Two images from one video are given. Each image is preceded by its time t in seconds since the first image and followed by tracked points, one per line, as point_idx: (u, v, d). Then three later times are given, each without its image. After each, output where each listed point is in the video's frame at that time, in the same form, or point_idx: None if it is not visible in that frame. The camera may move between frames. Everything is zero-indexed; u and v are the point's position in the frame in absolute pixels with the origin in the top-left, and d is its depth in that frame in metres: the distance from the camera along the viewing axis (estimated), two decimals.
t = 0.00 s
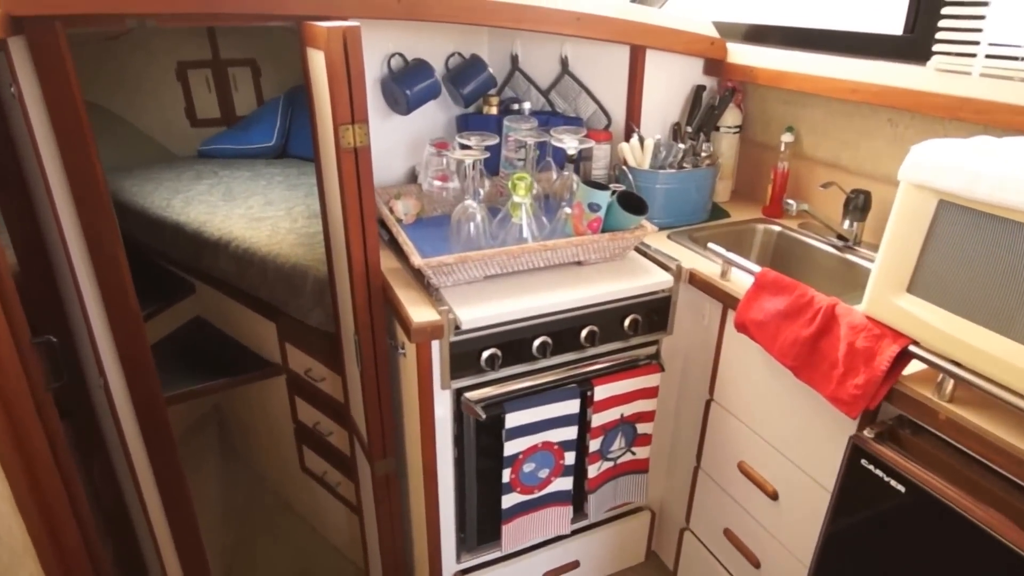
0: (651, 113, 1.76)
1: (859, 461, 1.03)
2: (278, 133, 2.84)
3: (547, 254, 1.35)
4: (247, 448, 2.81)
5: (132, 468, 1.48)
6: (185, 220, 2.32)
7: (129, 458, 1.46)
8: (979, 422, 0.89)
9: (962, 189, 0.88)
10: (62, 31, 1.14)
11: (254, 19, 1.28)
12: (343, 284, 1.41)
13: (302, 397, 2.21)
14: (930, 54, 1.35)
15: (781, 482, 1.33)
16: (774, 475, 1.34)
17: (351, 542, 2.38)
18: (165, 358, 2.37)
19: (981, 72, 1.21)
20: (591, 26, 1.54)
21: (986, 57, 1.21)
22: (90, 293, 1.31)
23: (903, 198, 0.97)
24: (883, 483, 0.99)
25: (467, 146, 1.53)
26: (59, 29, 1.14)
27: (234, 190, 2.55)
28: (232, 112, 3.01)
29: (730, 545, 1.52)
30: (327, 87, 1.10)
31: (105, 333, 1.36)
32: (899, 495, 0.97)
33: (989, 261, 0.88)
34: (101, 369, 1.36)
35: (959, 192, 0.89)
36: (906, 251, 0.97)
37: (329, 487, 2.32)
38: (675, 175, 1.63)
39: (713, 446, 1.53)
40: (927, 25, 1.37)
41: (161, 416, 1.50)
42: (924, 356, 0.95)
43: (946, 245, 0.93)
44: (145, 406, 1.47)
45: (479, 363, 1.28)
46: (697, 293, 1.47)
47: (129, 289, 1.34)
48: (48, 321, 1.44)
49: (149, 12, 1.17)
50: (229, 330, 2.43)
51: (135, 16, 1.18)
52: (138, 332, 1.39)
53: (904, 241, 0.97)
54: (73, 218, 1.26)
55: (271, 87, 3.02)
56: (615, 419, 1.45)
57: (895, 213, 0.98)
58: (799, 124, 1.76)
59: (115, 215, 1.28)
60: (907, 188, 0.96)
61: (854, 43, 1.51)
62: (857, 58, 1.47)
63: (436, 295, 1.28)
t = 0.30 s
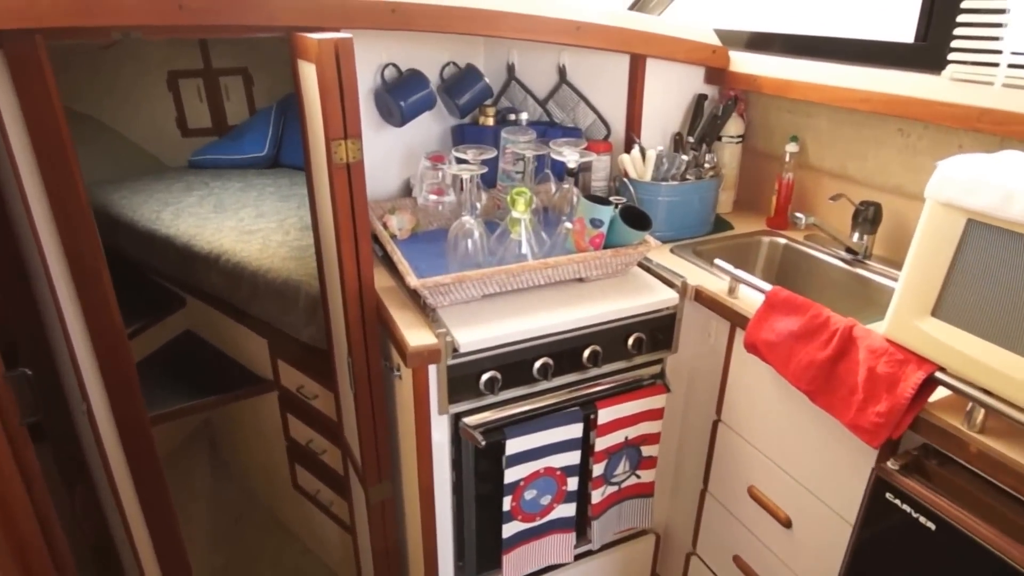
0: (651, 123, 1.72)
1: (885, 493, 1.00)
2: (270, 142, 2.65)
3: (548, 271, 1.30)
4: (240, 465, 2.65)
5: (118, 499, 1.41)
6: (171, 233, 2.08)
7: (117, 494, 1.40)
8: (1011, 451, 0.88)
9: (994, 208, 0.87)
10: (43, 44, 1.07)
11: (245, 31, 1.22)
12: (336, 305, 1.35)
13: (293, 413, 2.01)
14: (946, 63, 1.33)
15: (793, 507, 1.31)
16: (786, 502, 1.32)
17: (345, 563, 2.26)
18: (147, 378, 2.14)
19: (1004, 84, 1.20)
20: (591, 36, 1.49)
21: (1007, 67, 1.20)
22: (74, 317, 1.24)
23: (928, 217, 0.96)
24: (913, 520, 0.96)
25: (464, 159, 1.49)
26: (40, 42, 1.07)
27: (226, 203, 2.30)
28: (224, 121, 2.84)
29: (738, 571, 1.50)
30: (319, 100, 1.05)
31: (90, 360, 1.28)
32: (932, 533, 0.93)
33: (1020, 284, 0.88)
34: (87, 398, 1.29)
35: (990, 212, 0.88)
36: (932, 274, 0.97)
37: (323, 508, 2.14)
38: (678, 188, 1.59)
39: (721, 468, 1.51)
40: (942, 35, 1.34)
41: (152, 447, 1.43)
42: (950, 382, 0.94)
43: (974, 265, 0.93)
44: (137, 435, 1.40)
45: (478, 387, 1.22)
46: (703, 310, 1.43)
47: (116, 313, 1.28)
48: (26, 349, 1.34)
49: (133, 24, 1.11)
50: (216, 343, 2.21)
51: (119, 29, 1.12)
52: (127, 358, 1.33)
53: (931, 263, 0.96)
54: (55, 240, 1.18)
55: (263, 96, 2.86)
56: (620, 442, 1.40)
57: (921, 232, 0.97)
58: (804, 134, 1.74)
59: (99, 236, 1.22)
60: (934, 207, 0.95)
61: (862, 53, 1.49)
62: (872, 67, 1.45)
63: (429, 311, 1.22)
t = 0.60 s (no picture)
0: (650, 132, 1.67)
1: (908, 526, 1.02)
2: (260, 151, 2.50)
3: (547, 289, 1.25)
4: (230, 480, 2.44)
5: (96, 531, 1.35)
6: (159, 247, 1.98)
7: (95, 525, 1.35)
8: None
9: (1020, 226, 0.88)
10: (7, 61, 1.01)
11: (226, 44, 1.16)
12: (326, 327, 1.29)
13: (285, 430, 1.91)
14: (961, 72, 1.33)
15: (806, 533, 1.33)
16: (798, 526, 1.34)
17: None
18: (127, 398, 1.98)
19: None
20: (589, 45, 1.45)
21: None
22: (44, 344, 1.18)
23: (953, 237, 0.97)
24: (937, 554, 0.97)
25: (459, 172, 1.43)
26: (4, 58, 1.01)
27: (215, 213, 2.18)
28: (214, 130, 2.72)
29: None
30: (304, 114, 0.99)
31: (65, 390, 1.23)
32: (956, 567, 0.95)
33: None
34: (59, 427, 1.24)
35: (1016, 230, 0.89)
36: (955, 297, 0.98)
37: (318, 528, 1.99)
38: (680, 199, 1.54)
39: (726, 489, 1.51)
40: (954, 44, 1.34)
41: (133, 476, 1.37)
42: (974, 410, 0.96)
43: (1000, 285, 0.94)
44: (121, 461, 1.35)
45: (474, 412, 1.17)
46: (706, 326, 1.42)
47: (88, 335, 1.21)
48: None
49: (106, 40, 1.05)
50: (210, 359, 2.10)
51: (89, 43, 1.06)
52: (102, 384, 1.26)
53: (955, 286, 0.98)
54: (22, 263, 1.12)
55: (256, 105, 2.73)
56: (623, 465, 1.35)
57: (945, 251, 0.98)
58: (808, 143, 1.71)
59: (71, 258, 1.15)
60: (958, 226, 0.96)
61: (873, 59, 1.48)
62: (883, 76, 1.44)
63: (421, 331, 1.17)
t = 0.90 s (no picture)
0: (648, 141, 1.64)
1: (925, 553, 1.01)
2: (249, 160, 2.44)
3: (545, 306, 1.21)
4: (217, 501, 2.30)
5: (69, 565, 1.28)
6: (141, 262, 1.91)
7: (69, 562, 1.28)
8: None
9: None
10: None
11: (203, 50, 1.10)
12: (313, 349, 1.24)
13: (275, 450, 1.86)
14: (965, 80, 1.30)
15: (813, 554, 1.30)
16: (804, 547, 1.31)
17: None
18: (103, 419, 1.88)
19: None
20: (586, 51, 1.41)
21: None
22: (6, 372, 1.09)
23: (968, 253, 0.94)
24: None
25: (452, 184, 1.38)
26: None
27: (201, 225, 2.12)
28: (201, 138, 2.65)
29: None
30: (285, 124, 0.95)
31: (30, 419, 1.15)
32: None
33: None
34: (27, 463, 1.16)
35: None
36: (973, 315, 0.95)
37: (310, 550, 1.91)
38: (679, 210, 1.51)
39: (729, 509, 1.47)
40: (957, 52, 1.32)
41: (108, 506, 1.30)
42: (993, 433, 0.93)
43: (1018, 303, 0.91)
44: (96, 493, 1.28)
45: (471, 436, 1.12)
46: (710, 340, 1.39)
47: (55, 361, 1.13)
48: None
49: (64, 45, 0.99)
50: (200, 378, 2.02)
51: (48, 49, 1.00)
52: (76, 418, 1.19)
53: (973, 304, 0.95)
54: None
55: (243, 114, 2.66)
56: (625, 486, 1.31)
57: (962, 267, 0.95)
58: (808, 152, 1.68)
59: (34, 280, 1.06)
60: (975, 242, 0.93)
61: (877, 67, 1.46)
62: (885, 84, 1.41)
63: (413, 352, 1.13)
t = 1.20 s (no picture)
0: (644, 150, 1.60)
1: None
2: (235, 171, 2.38)
3: (542, 324, 1.17)
4: (205, 523, 2.23)
5: None
6: (121, 278, 1.85)
7: None
8: None
9: None
10: None
11: (178, 59, 1.05)
12: (297, 373, 1.19)
13: (264, 471, 1.79)
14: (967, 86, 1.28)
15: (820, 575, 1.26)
16: (811, 568, 1.27)
17: None
18: (81, 442, 1.81)
19: None
20: (579, 58, 1.37)
21: None
22: None
23: (979, 268, 0.91)
24: None
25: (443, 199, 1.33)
26: None
27: (184, 239, 2.06)
28: (184, 149, 2.58)
29: None
30: (261, 136, 0.90)
31: None
32: None
33: None
34: None
35: None
36: (986, 332, 0.92)
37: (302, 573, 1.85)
38: (677, 221, 1.47)
39: (734, 528, 1.44)
40: (957, 58, 1.30)
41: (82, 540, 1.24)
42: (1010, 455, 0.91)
43: None
44: (66, 526, 1.21)
45: (466, 462, 1.08)
46: (711, 356, 1.36)
47: (20, 391, 1.07)
48: None
49: (23, 54, 0.93)
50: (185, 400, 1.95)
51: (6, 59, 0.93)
52: (42, 450, 1.13)
53: (987, 320, 0.92)
54: None
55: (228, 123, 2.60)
56: (627, 508, 1.29)
57: (974, 282, 0.92)
58: (805, 160, 1.66)
59: None
60: (988, 256, 0.90)
61: (876, 73, 1.44)
62: (884, 91, 1.39)
63: (403, 375, 1.08)
